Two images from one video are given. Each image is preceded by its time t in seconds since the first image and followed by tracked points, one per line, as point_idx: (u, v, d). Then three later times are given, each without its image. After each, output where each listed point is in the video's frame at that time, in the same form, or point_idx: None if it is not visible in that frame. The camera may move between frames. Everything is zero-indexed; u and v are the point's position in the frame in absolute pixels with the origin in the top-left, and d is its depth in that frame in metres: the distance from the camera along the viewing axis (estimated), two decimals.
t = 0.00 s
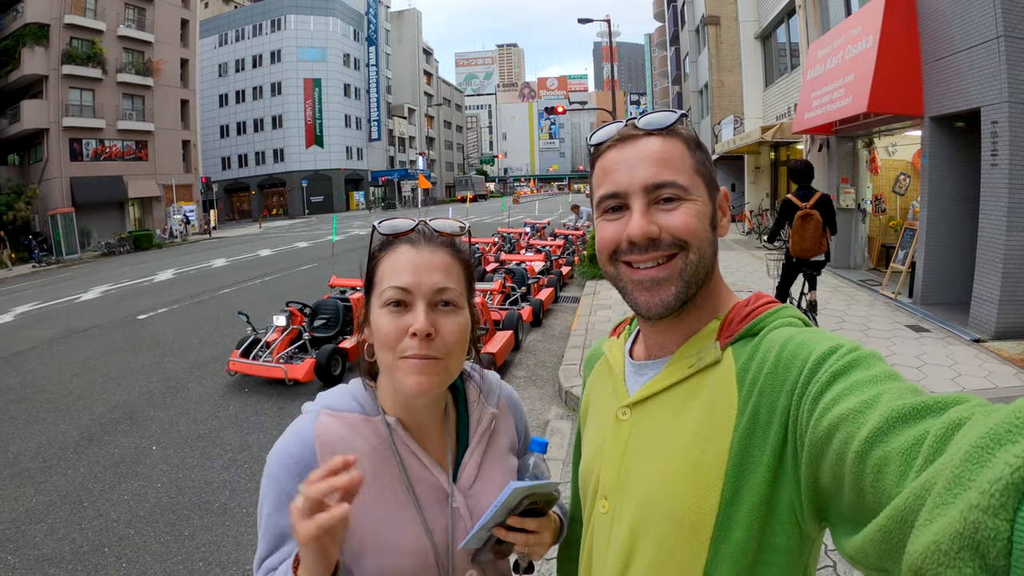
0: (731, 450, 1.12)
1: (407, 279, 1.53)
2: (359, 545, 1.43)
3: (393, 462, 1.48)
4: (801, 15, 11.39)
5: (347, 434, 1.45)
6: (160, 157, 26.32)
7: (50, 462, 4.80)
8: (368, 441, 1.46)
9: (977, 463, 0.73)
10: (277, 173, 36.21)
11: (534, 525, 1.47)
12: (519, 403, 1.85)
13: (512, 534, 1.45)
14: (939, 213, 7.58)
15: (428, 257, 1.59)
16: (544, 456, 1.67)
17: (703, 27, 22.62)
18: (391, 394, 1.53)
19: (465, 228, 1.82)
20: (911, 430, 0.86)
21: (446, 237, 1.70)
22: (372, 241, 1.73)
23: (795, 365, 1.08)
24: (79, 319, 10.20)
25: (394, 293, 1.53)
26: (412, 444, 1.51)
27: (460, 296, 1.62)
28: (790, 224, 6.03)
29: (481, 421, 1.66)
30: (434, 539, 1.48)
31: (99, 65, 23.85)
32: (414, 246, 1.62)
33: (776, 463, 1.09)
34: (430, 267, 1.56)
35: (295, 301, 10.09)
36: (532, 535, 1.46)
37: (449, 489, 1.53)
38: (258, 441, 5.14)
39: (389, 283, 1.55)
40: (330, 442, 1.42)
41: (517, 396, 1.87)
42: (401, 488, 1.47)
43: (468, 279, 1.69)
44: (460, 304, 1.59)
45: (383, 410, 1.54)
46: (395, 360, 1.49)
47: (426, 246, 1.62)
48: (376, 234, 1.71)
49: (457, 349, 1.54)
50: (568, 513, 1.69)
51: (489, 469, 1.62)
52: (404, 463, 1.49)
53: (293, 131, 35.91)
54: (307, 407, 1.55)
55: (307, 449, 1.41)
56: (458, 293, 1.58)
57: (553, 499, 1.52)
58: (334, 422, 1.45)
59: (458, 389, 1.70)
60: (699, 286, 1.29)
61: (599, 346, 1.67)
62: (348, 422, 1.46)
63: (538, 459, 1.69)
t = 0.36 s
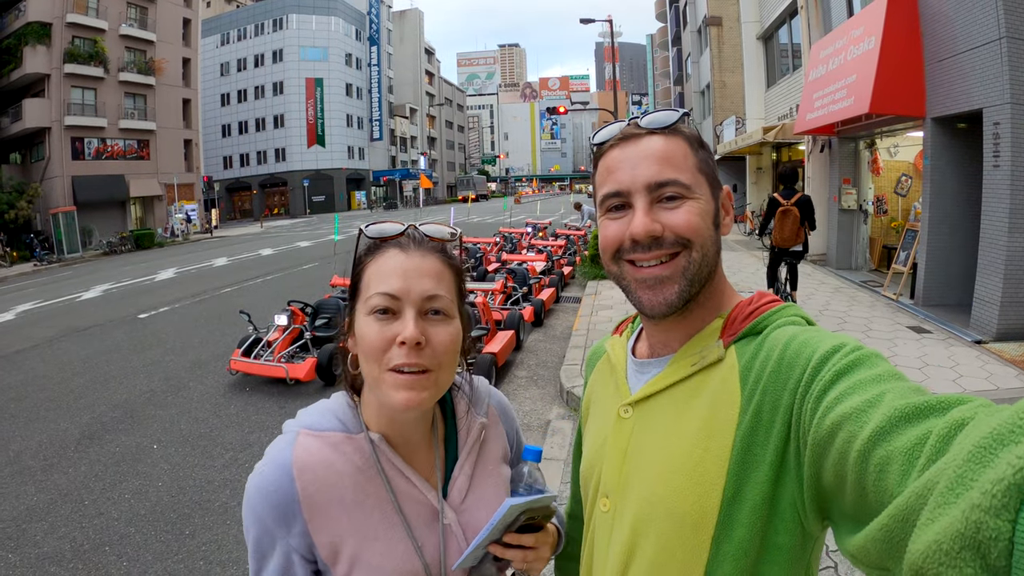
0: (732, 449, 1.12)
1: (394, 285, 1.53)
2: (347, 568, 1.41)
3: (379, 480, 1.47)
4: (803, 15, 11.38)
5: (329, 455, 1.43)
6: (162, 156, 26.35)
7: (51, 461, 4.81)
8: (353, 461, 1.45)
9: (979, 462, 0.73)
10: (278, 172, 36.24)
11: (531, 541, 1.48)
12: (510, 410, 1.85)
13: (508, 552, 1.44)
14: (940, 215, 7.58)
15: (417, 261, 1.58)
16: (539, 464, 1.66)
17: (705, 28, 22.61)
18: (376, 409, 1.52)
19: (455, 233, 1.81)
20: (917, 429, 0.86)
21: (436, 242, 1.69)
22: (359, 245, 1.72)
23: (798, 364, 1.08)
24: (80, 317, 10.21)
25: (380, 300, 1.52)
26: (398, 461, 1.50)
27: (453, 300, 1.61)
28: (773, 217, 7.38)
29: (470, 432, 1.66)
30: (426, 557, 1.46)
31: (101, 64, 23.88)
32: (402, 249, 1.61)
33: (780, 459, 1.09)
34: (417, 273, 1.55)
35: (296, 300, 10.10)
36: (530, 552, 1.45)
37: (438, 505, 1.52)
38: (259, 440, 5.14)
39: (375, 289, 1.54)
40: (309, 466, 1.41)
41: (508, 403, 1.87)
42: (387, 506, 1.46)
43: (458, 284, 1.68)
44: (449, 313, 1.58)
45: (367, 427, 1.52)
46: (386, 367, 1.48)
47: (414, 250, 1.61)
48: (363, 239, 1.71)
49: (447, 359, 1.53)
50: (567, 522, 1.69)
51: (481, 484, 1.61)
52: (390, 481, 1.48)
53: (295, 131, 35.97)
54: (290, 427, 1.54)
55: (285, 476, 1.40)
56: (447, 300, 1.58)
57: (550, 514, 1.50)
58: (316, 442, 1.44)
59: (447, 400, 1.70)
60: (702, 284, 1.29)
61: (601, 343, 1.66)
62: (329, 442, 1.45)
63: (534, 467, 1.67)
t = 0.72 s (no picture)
0: (730, 451, 1.12)
1: (396, 287, 1.53)
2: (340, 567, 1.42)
3: (375, 480, 1.47)
4: (804, 16, 11.38)
5: (326, 453, 1.43)
6: (162, 155, 26.36)
7: (50, 460, 4.81)
8: (348, 462, 1.45)
9: (978, 467, 0.73)
10: (278, 171, 36.23)
11: (524, 548, 1.47)
12: (513, 414, 1.84)
13: (502, 559, 1.44)
14: (940, 215, 7.57)
15: (420, 264, 1.58)
16: (541, 470, 1.64)
17: (705, 28, 22.62)
18: (373, 412, 1.52)
19: (461, 237, 1.81)
20: (917, 431, 0.86)
21: (440, 246, 1.69)
22: (365, 247, 1.73)
23: (796, 367, 1.08)
24: (80, 317, 10.21)
25: (381, 302, 1.53)
26: (394, 463, 1.50)
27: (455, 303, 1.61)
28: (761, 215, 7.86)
29: (469, 434, 1.65)
30: (420, 560, 1.47)
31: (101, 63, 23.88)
32: (406, 252, 1.61)
33: (779, 460, 1.09)
34: (419, 275, 1.55)
35: (296, 300, 10.11)
36: (521, 559, 1.45)
37: (434, 508, 1.51)
38: (259, 440, 5.15)
39: (377, 291, 1.54)
40: (305, 465, 1.41)
41: (511, 406, 1.87)
42: (382, 509, 1.45)
43: (460, 286, 1.68)
44: (453, 317, 1.58)
45: (367, 427, 1.52)
46: (386, 370, 1.48)
47: (418, 253, 1.61)
48: (369, 240, 1.72)
49: (445, 363, 1.53)
50: (566, 526, 1.69)
51: (478, 487, 1.61)
52: (386, 482, 1.48)
53: (295, 130, 35.96)
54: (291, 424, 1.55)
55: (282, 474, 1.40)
56: (450, 305, 1.57)
57: (545, 521, 1.49)
58: (313, 441, 1.44)
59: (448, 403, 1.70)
60: (702, 285, 1.29)
61: (599, 344, 1.67)
62: (328, 441, 1.45)
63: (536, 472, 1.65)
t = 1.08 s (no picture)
0: (730, 452, 1.12)
1: (409, 284, 1.53)
2: (354, 560, 1.41)
3: (385, 475, 1.47)
4: (803, 15, 11.38)
5: (337, 448, 1.43)
6: (162, 155, 26.33)
7: (49, 460, 4.81)
8: (360, 455, 1.45)
9: (979, 472, 0.73)
10: (278, 172, 36.23)
11: (536, 539, 1.48)
12: (520, 410, 1.85)
13: (513, 549, 1.45)
14: (940, 215, 7.58)
15: (434, 263, 1.58)
16: (547, 464, 1.64)
17: (705, 28, 22.62)
18: (386, 406, 1.52)
19: (473, 235, 1.81)
20: (917, 435, 0.86)
21: (453, 244, 1.69)
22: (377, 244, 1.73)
23: (797, 368, 1.08)
24: (79, 317, 10.20)
25: (394, 298, 1.53)
26: (405, 455, 1.50)
27: (459, 303, 1.61)
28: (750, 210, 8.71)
29: (479, 429, 1.65)
30: (433, 551, 1.46)
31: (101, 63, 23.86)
32: (418, 250, 1.61)
33: (777, 463, 1.09)
34: (430, 272, 1.55)
35: (295, 300, 10.12)
36: (533, 550, 1.46)
37: (445, 500, 1.52)
38: (258, 440, 5.14)
39: (389, 288, 1.54)
40: (318, 458, 1.41)
41: (517, 402, 1.87)
42: (395, 501, 1.45)
43: (470, 284, 1.68)
44: (461, 315, 1.58)
45: (376, 423, 1.52)
46: (392, 369, 1.48)
47: (430, 251, 1.62)
48: (382, 238, 1.71)
49: (456, 359, 1.53)
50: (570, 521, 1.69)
51: (488, 480, 1.61)
52: (398, 476, 1.48)
53: (295, 131, 35.95)
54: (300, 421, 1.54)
55: (295, 467, 1.39)
56: (460, 303, 1.57)
57: (555, 512, 1.50)
58: (326, 436, 1.44)
59: (453, 401, 1.70)
60: (704, 286, 1.29)
61: (599, 344, 1.67)
62: (339, 436, 1.45)
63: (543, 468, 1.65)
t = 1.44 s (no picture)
0: (727, 451, 1.12)
1: (411, 279, 1.52)
2: (362, 549, 1.40)
3: (392, 465, 1.46)
4: (802, 15, 11.39)
5: (345, 439, 1.42)
6: (161, 156, 26.31)
7: (48, 461, 4.81)
8: (368, 446, 1.44)
9: (977, 477, 0.73)
10: (277, 172, 36.23)
11: (536, 528, 1.48)
12: (520, 405, 1.85)
13: (514, 538, 1.46)
14: (939, 213, 7.58)
15: (439, 259, 1.58)
16: (547, 456, 1.65)
17: (704, 27, 22.61)
18: (392, 399, 1.52)
19: (474, 231, 1.80)
20: (916, 438, 0.86)
21: (455, 240, 1.68)
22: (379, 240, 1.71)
23: (798, 368, 1.08)
24: (78, 318, 10.19)
25: (396, 293, 1.52)
26: (411, 446, 1.50)
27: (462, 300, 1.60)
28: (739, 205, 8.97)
29: (479, 422, 1.66)
30: (437, 541, 1.46)
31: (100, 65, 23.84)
32: (419, 246, 1.61)
33: (775, 464, 1.09)
34: (432, 267, 1.55)
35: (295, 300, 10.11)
36: (534, 539, 1.47)
37: (449, 490, 1.52)
38: (257, 441, 5.13)
39: (391, 284, 1.54)
40: (326, 448, 1.40)
41: (517, 397, 1.87)
42: (401, 492, 1.45)
43: (471, 280, 1.67)
44: (465, 309, 1.58)
45: (382, 414, 1.52)
46: (398, 365, 1.48)
47: (432, 247, 1.61)
48: (383, 234, 1.70)
49: (458, 353, 1.53)
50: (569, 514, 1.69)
51: (489, 472, 1.61)
52: (404, 467, 1.47)
53: (294, 131, 35.93)
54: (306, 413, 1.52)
55: (304, 457, 1.38)
56: (463, 297, 1.57)
57: (555, 501, 1.51)
58: (333, 426, 1.42)
59: (456, 396, 1.69)
60: (706, 283, 1.29)
61: (600, 340, 1.67)
62: (347, 426, 1.44)
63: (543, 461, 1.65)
